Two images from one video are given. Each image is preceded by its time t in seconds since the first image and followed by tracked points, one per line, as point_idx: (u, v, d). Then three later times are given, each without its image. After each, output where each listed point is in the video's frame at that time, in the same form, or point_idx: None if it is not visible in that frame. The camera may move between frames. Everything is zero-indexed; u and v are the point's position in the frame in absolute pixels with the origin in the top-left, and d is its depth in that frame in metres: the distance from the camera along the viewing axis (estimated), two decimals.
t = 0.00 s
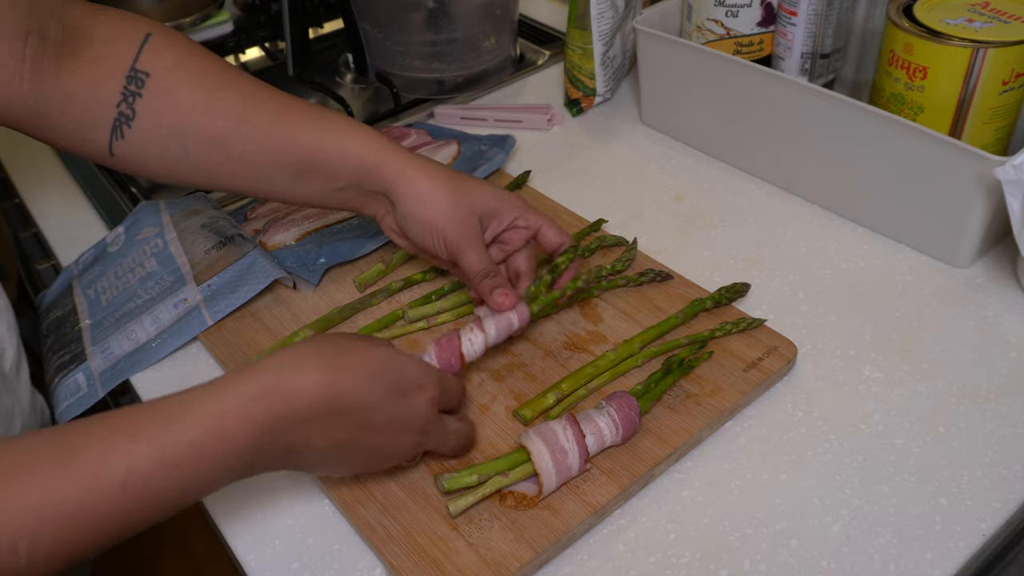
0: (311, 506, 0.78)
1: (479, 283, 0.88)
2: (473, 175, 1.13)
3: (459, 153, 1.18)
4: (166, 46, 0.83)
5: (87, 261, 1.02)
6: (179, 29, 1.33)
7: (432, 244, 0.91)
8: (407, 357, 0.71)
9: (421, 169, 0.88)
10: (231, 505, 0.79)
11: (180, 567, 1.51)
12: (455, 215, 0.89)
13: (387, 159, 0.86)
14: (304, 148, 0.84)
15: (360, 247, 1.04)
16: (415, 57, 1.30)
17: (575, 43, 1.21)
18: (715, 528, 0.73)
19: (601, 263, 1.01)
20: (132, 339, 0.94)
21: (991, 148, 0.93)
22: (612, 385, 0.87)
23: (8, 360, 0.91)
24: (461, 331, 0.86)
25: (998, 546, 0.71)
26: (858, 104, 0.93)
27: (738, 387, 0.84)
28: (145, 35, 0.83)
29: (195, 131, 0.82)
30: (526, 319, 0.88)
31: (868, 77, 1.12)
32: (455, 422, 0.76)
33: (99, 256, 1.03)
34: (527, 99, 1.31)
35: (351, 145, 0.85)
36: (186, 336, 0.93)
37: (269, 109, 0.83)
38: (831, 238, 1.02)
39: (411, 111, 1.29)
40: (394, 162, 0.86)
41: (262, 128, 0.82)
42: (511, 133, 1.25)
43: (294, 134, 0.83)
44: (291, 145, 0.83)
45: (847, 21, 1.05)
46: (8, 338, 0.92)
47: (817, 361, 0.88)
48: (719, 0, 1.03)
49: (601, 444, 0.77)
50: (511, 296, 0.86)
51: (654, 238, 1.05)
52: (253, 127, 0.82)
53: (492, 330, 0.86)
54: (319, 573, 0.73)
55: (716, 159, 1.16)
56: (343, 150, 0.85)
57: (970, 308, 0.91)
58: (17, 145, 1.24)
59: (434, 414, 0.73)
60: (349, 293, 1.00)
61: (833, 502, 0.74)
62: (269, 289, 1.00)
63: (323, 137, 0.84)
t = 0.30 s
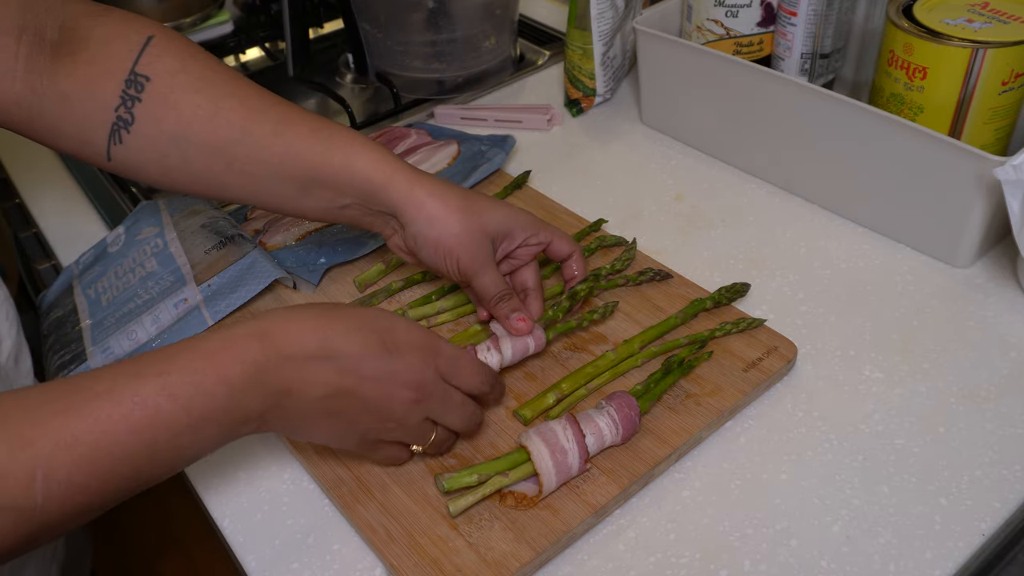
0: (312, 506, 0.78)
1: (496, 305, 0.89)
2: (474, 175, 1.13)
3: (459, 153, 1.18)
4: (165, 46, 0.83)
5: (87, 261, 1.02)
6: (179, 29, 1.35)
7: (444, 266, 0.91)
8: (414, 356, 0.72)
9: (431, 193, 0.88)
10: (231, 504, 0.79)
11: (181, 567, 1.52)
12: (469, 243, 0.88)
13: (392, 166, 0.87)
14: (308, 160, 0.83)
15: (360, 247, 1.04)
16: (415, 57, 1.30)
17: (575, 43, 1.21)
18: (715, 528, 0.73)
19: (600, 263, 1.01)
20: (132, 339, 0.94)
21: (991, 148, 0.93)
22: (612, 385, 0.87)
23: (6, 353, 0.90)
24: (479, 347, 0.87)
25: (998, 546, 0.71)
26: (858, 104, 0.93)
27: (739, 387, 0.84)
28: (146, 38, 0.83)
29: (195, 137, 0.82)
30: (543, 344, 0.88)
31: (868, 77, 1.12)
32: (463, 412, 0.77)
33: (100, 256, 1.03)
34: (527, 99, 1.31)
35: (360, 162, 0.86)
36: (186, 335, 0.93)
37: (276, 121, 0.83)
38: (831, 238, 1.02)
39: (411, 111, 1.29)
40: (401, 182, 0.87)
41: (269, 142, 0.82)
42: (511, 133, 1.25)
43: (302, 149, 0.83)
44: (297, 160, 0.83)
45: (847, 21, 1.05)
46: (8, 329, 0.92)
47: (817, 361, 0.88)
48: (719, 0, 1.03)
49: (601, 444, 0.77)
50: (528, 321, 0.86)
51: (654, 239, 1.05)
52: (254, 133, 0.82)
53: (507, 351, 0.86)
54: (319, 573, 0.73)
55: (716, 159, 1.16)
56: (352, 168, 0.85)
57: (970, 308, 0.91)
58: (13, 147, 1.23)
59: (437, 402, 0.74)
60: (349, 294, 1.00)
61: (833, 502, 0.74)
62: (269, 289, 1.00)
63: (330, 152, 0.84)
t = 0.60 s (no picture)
0: (312, 506, 0.78)
1: (502, 308, 0.88)
2: (474, 175, 1.13)
3: (459, 153, 1.18)
4: (162, 49, 0.83)
5: (87, 261, 1.02)
6: (179, 29, 1.32)
7: (447, 271, 0.91)
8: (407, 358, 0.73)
9: (433, 200, 0.88)
10: (231, 504, 0.79)
11: (181, 567, 1.51)
12: (473, 249, 0.88)
13: (391, 167, 0.87)
14: (305, 168, 0.83)
15: (359, 247, 1.04)
16: (415, 57, 1.30)
17: (575, 43, 1.21)
18: (715, 528, 0.73)
19: (599, 261, 1.01)
20: (131, 339, 0.93)
21: (991, 148, 0.93)
22: (612, 385, 0.87)
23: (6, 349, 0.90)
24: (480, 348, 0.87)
25: (998, 546, 0.71)
26: (858, 104, 0.93)
27: (738, 387, 0.84)
28: (141, 41, 0.83)
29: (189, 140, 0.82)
30: (547, 346, 0.88)
31: (868, 77, 1.12)
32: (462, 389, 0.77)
33: (100, 256, 1.03)
34: (527, 99, 1.31)
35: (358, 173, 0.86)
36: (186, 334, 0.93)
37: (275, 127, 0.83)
38: (831, 238, 1.02)
39: (411, 111, 1.29)
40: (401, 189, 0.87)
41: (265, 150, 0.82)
42: (511, 133, 1.25)
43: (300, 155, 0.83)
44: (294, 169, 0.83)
45: (847, 21, 1.05)
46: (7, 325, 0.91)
47: (817, 361, 0.88)
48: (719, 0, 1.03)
49: (601, 444, 0.77)
50: (533, 323, 0.86)
51: (655, 239, 1.05)
52: (250, 136, 0.82)
53: (511, 352, 0.86)
54: (319, 573, 0.73)
55: (716, 159, 1.16)
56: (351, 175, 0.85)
57: (971, 308, 0.91)
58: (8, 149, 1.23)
59: (437, 395, 0.75)
60: (349, 293, 1.00)
61: (833, 502, 0.74)
62: (269, 289, 1.00)
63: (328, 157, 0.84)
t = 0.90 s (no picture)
0: (312, 506, 0.78)
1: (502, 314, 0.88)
2: (473, 175, 1.13)
3: (459, 153, 1.18)
4: (162, 49, 0.83)
5: (87, 261, 1.02)
6: (178, 29, 1.33)
7: (446, 274, 0.89)
8: (408, 360, 0.73)
9: (438, 207, 0.86)
10: (231, 504, 0.78)
11: (180, 568, 1.51)
12: (476, 260, 0.86)
13: (390, 167, 0.87)
14: (305, 168, 0.83)
15: (359, 247, 1.04)
16: (415, 57, 1.30)
17: (575, 43, 1.21)
18: (715, 528, 0.73)
19: (599, 261, 1.02)
20: (132, 339, 0.94)
21: (991, 148, 0.93)
22: (612, 385, 0.87)
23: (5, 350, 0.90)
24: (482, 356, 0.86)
25: (998, 546, 0.71)
26: (858, 104, 0.93)
27: (738, 387, 0.84)
28: (140, 41, 0.83)
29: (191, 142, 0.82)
30: (546, 353, 0.88)
31: (868, 77, 1.12)
32: (464, 394, 0.75)
33: (99, 256, 1.03)
34: (527, 99, 1.31)
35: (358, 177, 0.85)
36: (187, 335, 0.93)
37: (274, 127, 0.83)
38: (831, 238, 1.02)
39: (411, 111, 1.29)
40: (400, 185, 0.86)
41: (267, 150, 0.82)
42: (511, 133, 1.25)
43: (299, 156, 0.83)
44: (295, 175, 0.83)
45: (847, 21, 1.05)
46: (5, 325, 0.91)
47: (817, 361, 0.88)
48: (719, 0, 1.03)
49: (601, 444, 0.77)
50: (532, 330, 0.86)
51: (655, 239, 1.05)
52: (249, 136, 0.82)
53: (513, 360, 0.86)
54: (319, 573, 0.73)
55: (716, 159, 1.16)
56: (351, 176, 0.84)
57: (970, 309, 0.91)
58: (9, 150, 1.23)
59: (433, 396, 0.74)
60: (349, 293, 1.00)
61: (833, 502, 0.74)
62: (268, 289, 1.00)
63: (327, 156, 0.84)
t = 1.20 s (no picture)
0: (312, 506, 0.78)
1: (492, 307, 0.90)
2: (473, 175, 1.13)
3: (459, 153, 1.18)
4: (161, 50, 0.83)
5: (87, 261, 1.02)
6: (177, 29, 1.32)
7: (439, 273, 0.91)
8: (390, 372, 0.72)
9: (429, 209, 0.85)
10: (230, 505, 0.78)
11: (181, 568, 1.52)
12: (463, 259, 0.87)
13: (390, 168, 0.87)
14: (305, 168, 0.83)
15: (359, 247, 1.04)
16: (415, 57, 1.30)
17: (575, 43, 1.21)
18: (715, 528, 0.73)
19: (599, 261, 1.02)
20: (132, 339, 0.94)
21: (991, 148, 0.93)
22: (612, 385, 0.87)
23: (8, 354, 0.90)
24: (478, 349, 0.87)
25: (998, 546, 0.71)
26: (858, 104, 0.93)
27: (738, 387, 0.84)
28: (130, 45, 0.83)
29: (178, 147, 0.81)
30: (541, 346, 0.89)
31: (868, 77, 1.12)
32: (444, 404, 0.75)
33: (99, 256, 1.03)
34: (527, 98, 1.31)
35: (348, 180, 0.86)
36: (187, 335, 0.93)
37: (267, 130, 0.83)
38: (831, 238, 1.02)
39: (411, 112, 1.28)
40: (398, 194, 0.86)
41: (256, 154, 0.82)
42: (511, 133, 1.25)
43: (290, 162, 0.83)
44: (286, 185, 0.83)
45: (848, 21, 1.05)
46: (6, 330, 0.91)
47: (816, 361, 0.88)
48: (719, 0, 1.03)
49: (600, 444, 0.77)
50: (518, 326, 0.88)
51: (655, 239, 1.05)
52: (248, 138, 0.82)
53: (507, 352, 0.87)
54: (319, 573, 0.73)
55: (716, 159, 1.16)
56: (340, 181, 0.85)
57: (970, 308, 0.91)
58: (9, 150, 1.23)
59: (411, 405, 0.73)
60: (349, 293, 1.00)
61: (832, 502, 0.74)
62: (268, 289, 1.00)
63: (314, 161, 0.83)
